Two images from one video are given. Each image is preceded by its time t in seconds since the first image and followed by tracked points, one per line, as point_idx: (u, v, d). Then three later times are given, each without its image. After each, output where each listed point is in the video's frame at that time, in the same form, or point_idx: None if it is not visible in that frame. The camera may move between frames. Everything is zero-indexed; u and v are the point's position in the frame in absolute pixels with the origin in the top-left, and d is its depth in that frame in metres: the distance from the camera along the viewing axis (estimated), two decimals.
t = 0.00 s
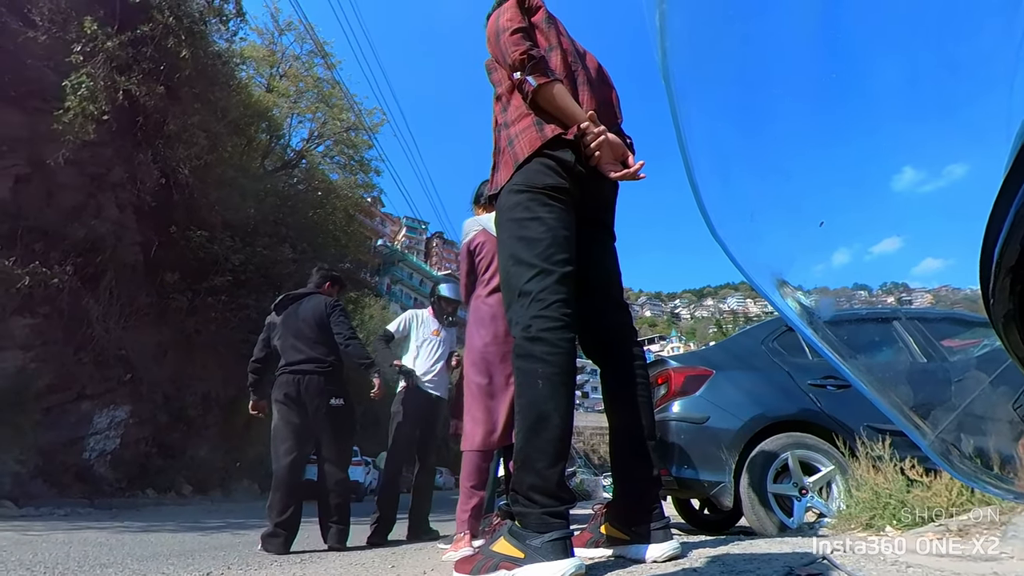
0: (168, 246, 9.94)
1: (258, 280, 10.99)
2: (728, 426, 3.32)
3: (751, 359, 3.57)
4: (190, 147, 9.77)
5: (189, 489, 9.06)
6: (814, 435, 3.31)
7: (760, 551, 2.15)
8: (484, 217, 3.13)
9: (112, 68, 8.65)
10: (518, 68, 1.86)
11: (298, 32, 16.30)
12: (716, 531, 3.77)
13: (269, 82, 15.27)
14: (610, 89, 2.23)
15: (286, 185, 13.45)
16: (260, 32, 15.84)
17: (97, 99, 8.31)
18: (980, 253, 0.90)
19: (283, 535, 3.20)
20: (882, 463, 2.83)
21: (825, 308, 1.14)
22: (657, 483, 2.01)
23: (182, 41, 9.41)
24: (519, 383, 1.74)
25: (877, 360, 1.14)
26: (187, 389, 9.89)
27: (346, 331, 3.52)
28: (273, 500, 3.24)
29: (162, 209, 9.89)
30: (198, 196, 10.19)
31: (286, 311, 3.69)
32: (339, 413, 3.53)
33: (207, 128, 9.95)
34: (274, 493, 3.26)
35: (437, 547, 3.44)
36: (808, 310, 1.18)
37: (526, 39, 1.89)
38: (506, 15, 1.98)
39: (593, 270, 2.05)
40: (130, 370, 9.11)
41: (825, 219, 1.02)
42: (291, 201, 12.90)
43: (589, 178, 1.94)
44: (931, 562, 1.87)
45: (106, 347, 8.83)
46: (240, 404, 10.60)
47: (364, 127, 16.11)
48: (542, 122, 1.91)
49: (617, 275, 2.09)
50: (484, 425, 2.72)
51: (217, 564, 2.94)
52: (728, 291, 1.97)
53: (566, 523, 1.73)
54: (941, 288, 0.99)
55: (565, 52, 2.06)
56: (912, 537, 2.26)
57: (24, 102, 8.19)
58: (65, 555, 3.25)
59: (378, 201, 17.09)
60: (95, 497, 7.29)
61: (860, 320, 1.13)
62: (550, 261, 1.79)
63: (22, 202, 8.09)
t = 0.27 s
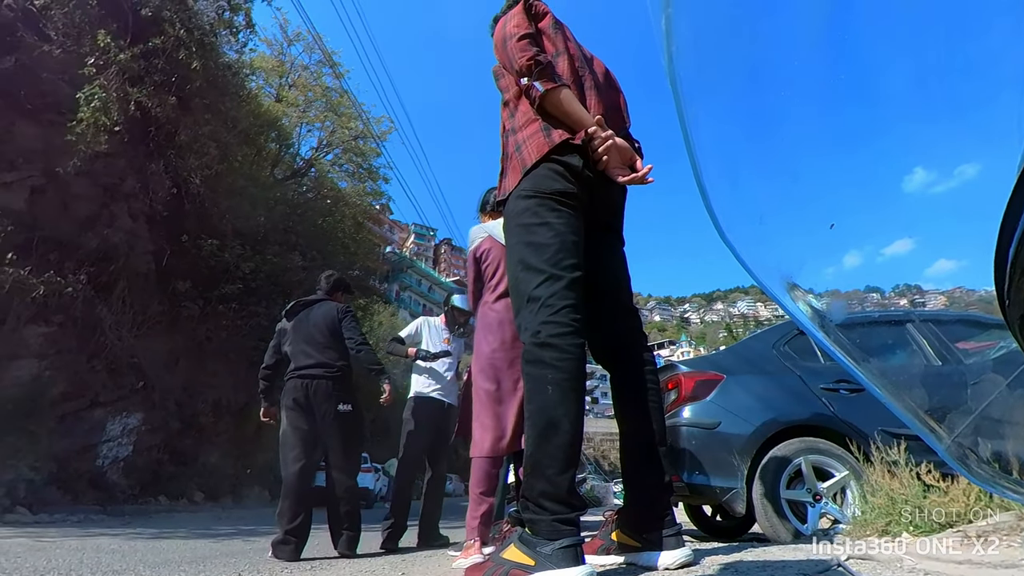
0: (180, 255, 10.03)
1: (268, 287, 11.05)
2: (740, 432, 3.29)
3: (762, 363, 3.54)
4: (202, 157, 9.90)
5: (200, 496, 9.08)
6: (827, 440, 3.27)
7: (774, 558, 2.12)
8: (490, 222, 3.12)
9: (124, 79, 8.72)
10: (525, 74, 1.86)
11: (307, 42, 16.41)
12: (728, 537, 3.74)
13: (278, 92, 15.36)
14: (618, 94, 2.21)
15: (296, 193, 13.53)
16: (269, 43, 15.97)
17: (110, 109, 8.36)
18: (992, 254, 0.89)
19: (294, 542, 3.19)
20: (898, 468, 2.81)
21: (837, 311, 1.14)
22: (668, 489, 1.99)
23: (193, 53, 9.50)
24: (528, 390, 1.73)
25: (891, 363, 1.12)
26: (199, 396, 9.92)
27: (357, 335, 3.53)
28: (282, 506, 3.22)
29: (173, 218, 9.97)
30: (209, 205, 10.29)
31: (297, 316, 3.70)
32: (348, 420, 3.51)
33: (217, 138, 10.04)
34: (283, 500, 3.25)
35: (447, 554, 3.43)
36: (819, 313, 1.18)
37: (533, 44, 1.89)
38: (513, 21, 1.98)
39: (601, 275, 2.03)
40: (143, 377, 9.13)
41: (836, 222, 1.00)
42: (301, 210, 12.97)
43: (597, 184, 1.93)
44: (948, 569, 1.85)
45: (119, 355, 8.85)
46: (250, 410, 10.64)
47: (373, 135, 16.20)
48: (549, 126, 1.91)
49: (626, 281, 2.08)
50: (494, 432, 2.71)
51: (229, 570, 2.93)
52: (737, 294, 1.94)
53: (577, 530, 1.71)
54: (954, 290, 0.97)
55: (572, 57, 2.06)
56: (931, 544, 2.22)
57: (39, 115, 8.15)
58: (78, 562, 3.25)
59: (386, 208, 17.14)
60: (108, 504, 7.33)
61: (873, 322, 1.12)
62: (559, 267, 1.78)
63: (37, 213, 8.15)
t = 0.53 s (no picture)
0: (192, 263, 10.12)
1: (278, 295, 11.11)
2: (751, 436, 3.26)
3: (774, 367, 3.51)
4: (212, 167, 9.97)
5: (212, 504, 9.10)
6: (840, 444, 3.23)
7: (788, 565, 2.09)
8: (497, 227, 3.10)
9: (135, 91, 8.74)
10: (533, 79, 1.85)
11: (315, 52, 16.53)
12: (741, 544, 3.70)
13: (287, 102, 15.45)
14: (626, 99, 2.20)
15: (305, 202, 13.59)
16: (278, 54, 16.09)
17: (122, 121, 8.39)
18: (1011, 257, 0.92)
19: (304, 549, 3.19)
20: (914, 473, 2.78)
21: (850, 314, 1.11)
22: (680, 495, 1.97)
23: (203, 64, 9.58)
24: (538, 396, 1.72)
25: (906, 366, 1.10)
26: (210, 403, 9.95)
27: (371, 340, 3.61)
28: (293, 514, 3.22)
29: (185, 227, 10.03)
30: (220, 214, 10.37)
31: (309, 321, 3.71)
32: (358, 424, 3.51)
33: (227, 148, 10.15)
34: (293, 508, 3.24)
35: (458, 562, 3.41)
36: (830, 316, 1.13)
37: (540, 49, 1.89)
38: (521, 26, 1.98)
39: (611, 280, 2.01)
40: (155, 385, 9.13)
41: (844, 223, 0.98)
42: (310, 218, 13.03)
43: (606, 189, 1.92)
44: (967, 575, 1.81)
45: (132, 363, 8.86)
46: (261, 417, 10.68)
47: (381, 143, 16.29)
48: (557, 131, 1.90)
49: (636, 286, 2.06)
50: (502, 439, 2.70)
51: None
52: (748, 298, 1.91)
53: (588, 537, 1.69)
54: (970, 291, 0.99)
55: (580, 62, 2.05)
56: (948, 551, 2.19)
57: (54, 127, 8.22)
58: (90, 568, 3.25)
59: (395, 216, 17.20)
60: (121, 511, 7.36)
61: (886, 325, 1.09)
62: (568, 272, 1.76)
63: (52, 224, 8.20)
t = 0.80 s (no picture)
0: (202, 270, 10.18)
1: (287, 302, 11.15)
2: (762, 441, 3.23)
3: (783, 370, 3.48)
4: (222, 175, 10.11)
5: (221, 510, 9.11)
6: (853, 449, 3.20)
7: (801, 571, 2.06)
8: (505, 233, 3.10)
9: (146, 101, 8.79)
10: (539, 83, 1.85)
11: (322, 61, 16.63)
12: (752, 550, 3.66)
13: (295, 110, 15.52)
14: (632, 104, 2.20)
15: (313, 209, 13.64)
16: (286, 62, 16.19)
17: (133, 131, 8.48)
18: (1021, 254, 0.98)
19: (313, 556, 3.18)
20: (927, 477, 2.74)
21: (860, 317, 1.16)
22: (690, 501, 1.95)
23: (212, 74, 9.66)
24: (547, 401, 1.70)
25: (917, 368, 1.16)
26: (220, 410, 9.97)
27: (389, 351, 3.63)
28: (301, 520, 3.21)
29: (195, 235, 10.09)
30: (229, 222, 10.45)
31: (325, 325, 3.71)
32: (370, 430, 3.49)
33: (237, 157, 10.33)
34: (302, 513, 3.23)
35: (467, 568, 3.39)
36: (842, 319, 1.17)
37: (547, 54, 1.88)
38: (528, 31, 1.98)
39: (619, 285, 2.00)
40: (165, 393, 9.11)
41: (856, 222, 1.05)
42: (319, 224, 13.08)
43: (613, 193, 1.91)
44: None
45: (143, 370, 8.87)
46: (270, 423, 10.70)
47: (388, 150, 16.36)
48: (564, 136, 1.89)
49: (645, 290, 2.05)
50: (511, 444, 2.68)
51: None
52: (757, 301, 1.90)
53: (598, 543, 1.66)
54: (981, 292, 1.04)
55: (587, 67, 2.05)
56: (964, 557, 2.15)
57: (66, 137, 8.35)
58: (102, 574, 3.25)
59: (402, 222, 17.23)
60: (132, 517, 7.38)
61: (898, 328, 1.15)
62: (576, 276, 1.75)
63: (65, 233, 8.22)
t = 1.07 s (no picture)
0: (213, 278, 10.25)
1: (297, 310, 11.18)
2: (775, 446, 3.20)
3: (795, 375, 3.45)
4: (231, 184, 10.12)
5: (232, 517, 9.12)
6: (868, 453, 3.14)
7: None
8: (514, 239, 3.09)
9: (158, 113, 8.88)
10: (545, 90, 1.84)
11: (330, 71, 16.72)
12: (766, 557, 3.62)
13: (304, 119, 15.59)
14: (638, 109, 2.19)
15: (322, 217, 13.68)
16: (294, 72, 16.28)
17: (145, 141, 8.53)
18: None
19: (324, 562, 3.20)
20: (944, 482, 2.69)
21: (872, 319, 1.19)
22: (702, 506, 1.92)
23: (223, 85, 9.69)
24: (556, 406, 1.69)
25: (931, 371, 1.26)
26: (231, 417, 9.99)
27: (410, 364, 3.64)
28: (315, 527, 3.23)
29: (205, 244, 10.16)
30: (239, 230, 10.52)
31: (347, 330, 3.70)
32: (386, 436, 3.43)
33: (246, 166, 10.26)
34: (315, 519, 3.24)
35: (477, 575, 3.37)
36: (854, 321, 1.23)
37: (553, 60, 1.88)
38: (533, 37, 1.97)
39: (628, 289, 1.99)
40: (177, 400, 9.18)
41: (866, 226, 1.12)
42: (328, 232, 13.12)
43: (621, 198, 1.90)
44: None
45: (155, 378, 8.91)
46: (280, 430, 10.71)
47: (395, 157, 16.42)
48: (571, 142, 1.89)
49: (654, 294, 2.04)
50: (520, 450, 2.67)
51: None
52: (768, 305, 1.88)
53: (609, 550, 1.64)
54: (995, 294, 1.02)
55: (593, 72, 2.04)
56: (984, 564, 2.11)
57: (80, 148, 8.44)
58: None
59: (410, 229, 17.26)
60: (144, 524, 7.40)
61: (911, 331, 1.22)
62: (584, 281, 1.74)
63: (79, 243, 8.30)
